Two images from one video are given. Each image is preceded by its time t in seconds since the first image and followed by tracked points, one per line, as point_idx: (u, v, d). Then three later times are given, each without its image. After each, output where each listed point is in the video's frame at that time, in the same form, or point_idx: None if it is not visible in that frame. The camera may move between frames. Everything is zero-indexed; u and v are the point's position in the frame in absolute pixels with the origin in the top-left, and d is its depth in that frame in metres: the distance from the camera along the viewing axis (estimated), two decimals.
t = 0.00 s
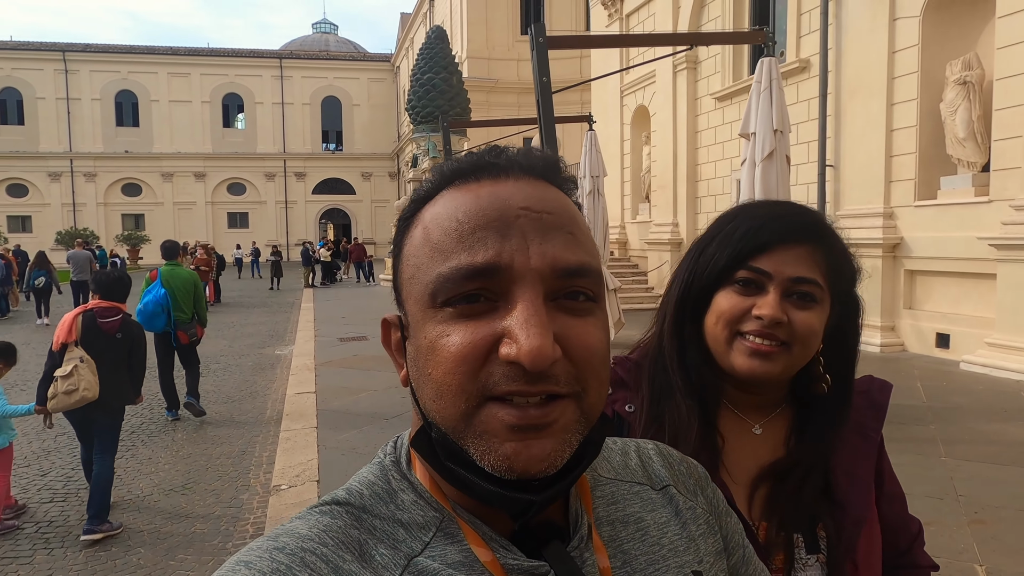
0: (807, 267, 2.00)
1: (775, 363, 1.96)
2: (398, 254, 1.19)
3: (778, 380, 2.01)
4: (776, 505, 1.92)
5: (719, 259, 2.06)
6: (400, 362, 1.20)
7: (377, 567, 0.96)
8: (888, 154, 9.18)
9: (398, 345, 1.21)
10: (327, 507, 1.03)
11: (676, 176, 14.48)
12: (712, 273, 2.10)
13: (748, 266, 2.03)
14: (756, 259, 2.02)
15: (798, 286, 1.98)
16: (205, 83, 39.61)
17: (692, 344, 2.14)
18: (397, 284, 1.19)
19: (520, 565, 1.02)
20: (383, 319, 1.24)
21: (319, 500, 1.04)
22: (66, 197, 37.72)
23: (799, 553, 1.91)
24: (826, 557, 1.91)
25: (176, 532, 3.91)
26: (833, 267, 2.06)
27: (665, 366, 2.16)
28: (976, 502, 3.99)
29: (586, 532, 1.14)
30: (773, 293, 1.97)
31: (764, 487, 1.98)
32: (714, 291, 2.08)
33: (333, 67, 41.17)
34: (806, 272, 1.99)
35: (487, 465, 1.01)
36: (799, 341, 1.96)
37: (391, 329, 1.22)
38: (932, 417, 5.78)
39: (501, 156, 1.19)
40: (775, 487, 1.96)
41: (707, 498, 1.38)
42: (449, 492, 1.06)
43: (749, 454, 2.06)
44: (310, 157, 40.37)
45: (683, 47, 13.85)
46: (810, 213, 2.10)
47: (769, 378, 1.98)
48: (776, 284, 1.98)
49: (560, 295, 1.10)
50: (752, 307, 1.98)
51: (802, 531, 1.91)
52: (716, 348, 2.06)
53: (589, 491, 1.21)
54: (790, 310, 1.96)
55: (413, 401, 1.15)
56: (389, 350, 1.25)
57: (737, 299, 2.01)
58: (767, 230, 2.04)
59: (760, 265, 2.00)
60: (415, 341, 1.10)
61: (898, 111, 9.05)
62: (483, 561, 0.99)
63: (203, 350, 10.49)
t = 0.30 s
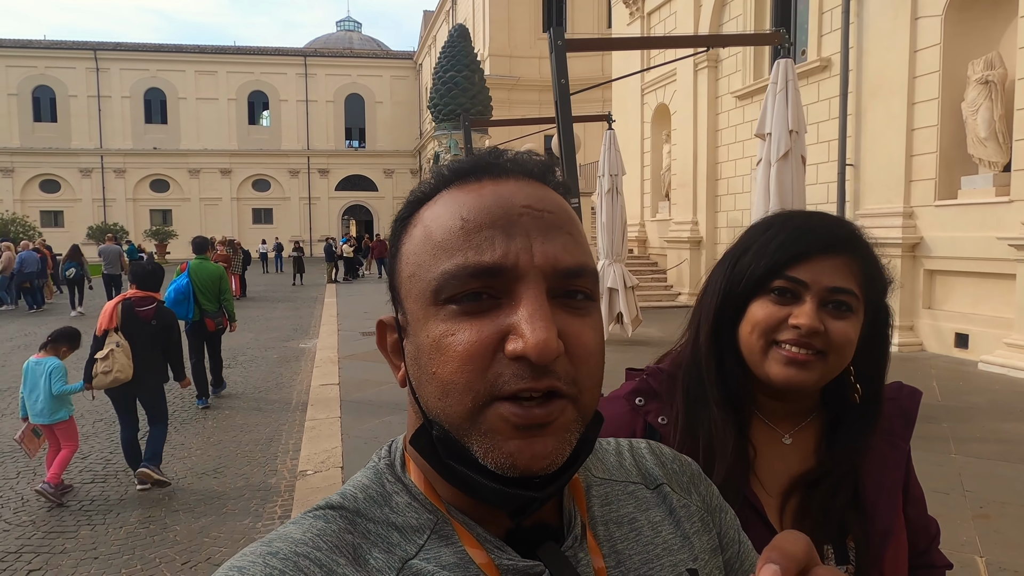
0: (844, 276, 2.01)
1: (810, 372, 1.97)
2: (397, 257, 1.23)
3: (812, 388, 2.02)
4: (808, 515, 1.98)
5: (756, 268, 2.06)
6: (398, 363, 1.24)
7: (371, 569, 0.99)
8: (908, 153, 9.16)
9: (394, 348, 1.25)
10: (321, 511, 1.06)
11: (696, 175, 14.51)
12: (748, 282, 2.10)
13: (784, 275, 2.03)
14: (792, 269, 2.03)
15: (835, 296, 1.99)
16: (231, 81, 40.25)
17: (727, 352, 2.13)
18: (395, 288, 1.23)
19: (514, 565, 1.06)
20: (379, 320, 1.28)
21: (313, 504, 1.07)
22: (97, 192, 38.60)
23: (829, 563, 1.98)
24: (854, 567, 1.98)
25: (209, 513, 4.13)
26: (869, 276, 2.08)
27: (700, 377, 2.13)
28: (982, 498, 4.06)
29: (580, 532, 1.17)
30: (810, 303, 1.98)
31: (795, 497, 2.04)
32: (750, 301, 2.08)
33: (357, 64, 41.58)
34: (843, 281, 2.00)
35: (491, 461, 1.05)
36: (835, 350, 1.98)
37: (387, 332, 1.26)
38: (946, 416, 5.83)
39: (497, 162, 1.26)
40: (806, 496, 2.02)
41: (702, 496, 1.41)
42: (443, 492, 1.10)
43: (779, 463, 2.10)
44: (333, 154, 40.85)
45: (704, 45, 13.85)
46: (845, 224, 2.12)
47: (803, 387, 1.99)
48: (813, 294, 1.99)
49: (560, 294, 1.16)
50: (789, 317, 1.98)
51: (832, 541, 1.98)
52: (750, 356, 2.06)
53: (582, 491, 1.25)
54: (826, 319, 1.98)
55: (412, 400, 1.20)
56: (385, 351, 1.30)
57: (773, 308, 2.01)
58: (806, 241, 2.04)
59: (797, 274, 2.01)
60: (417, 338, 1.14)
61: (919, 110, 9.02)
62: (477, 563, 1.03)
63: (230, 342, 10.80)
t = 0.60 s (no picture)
0: (816, 251, 2.05)
1: (804, 351, 1.98)
2: (382, 264, 1.21)
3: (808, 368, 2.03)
4: (840, 496, 1.96)
5: (728, 260, 2.09)
6: (386, 374, 1.20)
7: None
8: (914, 135, 9.20)
9: (381, 357, 1.21)
10: (309, 523, 1.04)
11: (704, 160, 14.56)
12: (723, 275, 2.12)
13: (756, 264, 2.06)
14: (762, 258, 2.06)
15: (808, 273, 2.01)
16: (239, 78, 40.49)
17: (720, 349, 2.12)
18: (381, 296, 1.20)
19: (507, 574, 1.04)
20: (365, 332, 1.24)
21: (300, 516, 1.05)
22: (111, 193, 39.07)
23: (870, 543, 1.96)
24: (894, 540, 1.99)
25: (239, 498, 4.35)
26: (836, 250, 2.11)
27: (703, 377, 2.09)
28: (980, 471, 4.20)
29: (571, 539, 1.15)
30: (786, 285, 2.00)
31: (820, 480, 2.01)
32: (728, 294, 2.10)
33: (363, 58, 41.70)
34: (812, 257, 2.02)
35: (492, 463, 1.02)
36: (822, 326, 1.98)
37: (373, 342, 1.22)
38: (951, 394, 5.96)
39: (479, 163, 1.25)
40: (830, 478, 2.00)
41: (696, 507, 1.39)
42: (434, 501, 1.08)
43: (798, 451, 2.08)
44: (342, 148, 41.08)
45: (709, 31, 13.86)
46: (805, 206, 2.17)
47: (800, 367, 1.99)
48: (786, 275, 2.01)
49: (553, 289, 1.15)
50: (769, 302, 1.99)
51: (868, 520, 1.97)
52: (744, 350, 2.05)
53: (574, 500, 1.22)
54: (805, 297, 1.99)
55: (403, 409, 1.16)
56: (372, 366, 1.26)
57: (753, 297, 2.03)
58: (767, 228, 2.08)
59: (768, 261, 2.04)
60: (407, 343, 1.11)
61: (924, 92, 9.05)
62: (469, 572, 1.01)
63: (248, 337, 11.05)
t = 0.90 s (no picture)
0: (822, 263, 2.09)
1: (805, 355, 2.04)
2: (393, 258, 1.23)
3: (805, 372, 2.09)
4: (829, 494, 2.06)
5: (737, 261, 2.14)
6: (397, 369, 1.24)
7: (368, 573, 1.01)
8: (889, 146, 9.46)
9: (392, 353, 1.25)
10: (319, 512, 1.08)
11: (687, 172, 14.81)
12: (730, 276, 2.17)
13: (764, 266, 2.11)
14: (771, 258, 2.11)
15: (816, 278, 2.07)
16: (227, 93, 40.58)
17: (721, 347, 2.19)
18: (391, 293, 1.23)
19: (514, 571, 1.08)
20: (375, 325, 1.27)
21: (309, 505, 1.08)
22: (97, 208, 38.93)
23: (857, 538, 2.07)
24: (879, 534, 2.10)
25: (231, 506, 4.44)
26: (841, 256, 2.17)
27: (702, 376, 2.14)
28: (949, 469, 4.36)
29: (580, 537, 1.19)
30: (793, 289, 2.06)
31: (809, 477, 2.12)
32: (734, 296, 2.15)
33: (351, 73, 41.92)
34: (820, 264, 2.08)
35: (502, 470, 1.06)
36: (824, 331, 2.04)
37: (383, 337, 1.26)
38: (925, 396, 6.14)
39: (495, 157, 1.25)
40: (820, 477, 2.11)
41: (699, 506, 1.45)
42: (442, 495, 1.12)
43: (789, 449, 2.17)
44: (331, 163, 41.18)
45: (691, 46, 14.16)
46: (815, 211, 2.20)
47: (800, 371, 2.06)
48: (794, 279, 2.07)
49: (566, 297, 1.17)
50: (775, 305, 2.05)
51: (856, 517, 2.07)
52: (743, 349, 2.12)
53: (584, 495, 1.26)
54: (811, 301, 2.05)
55: (413, 406, 1.19)
56: (381, 357, 1.29)
57: (759, 299, 2.09)
58: (779, 228, 2.12)
59: (777, 263, 2.09)
60: (418, 346, 1.13)
61: (898, 104, 9.32)
62: (477, 570, 1.04)
63: (238, 350, 11.11)
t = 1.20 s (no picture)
0: (806, 275, 2.12)
1: (790, 373, 2.06)
2: (397, 262, 1.24)
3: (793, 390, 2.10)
4: (809, 523, 2.03)
5: (722, 279, 2.18)
6: (402, 374, 1.25)
7: None
8: (863, 161, 9.69)
9: (398, 358, 1.26)
10: (324, 513, 1.09)
11: (670, 187, 15.03)
12: (716, 293, 2.21)
13: (749, 282, 2.15)
14: (755, 275, 2.15)
15: (800, 295, 2.10)
16: (216, 109, 40.70)
17: (706, 366, 2.22)
18: (396, 298, 1.24)
19: None
20: (381, 331, 1.28)
21: (314, 507, 1.09)
22: (84, 224, 38.81)
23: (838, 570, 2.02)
24: (864, 569, 2.04)
25: (211, 517, 4.49)
26: (830, 273, 2.20)
27: (685, 395, 2.20)
28: (914, 474, 4.50)
29: (588, 553, 1.18)
30: (777, 304, 2.09)
31: (794, 505, 2.09)
32: (720, 311, 2.19)
33: (340, 89, 42.18)
34: (807, 279, 2.11)
35: (505, 475, 1.06)
36: (811, 348, 2.07)
37: (390, 343, 1.27)
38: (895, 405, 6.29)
39: (496, 159, 1.27)
40: (804, 505, 2.08)
41: (717, 528, 1.45)
42: (448, 503, 1.13)
43: (775, 474, 2.16)
44: (319, 178, 41.29)
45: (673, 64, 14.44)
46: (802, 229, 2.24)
47: (784, 389, 2.08)
48: (779, 295, 2.10)
49: (569, 295, 1.18)
50: (759, 320, 2.09)
51: (839, 548, 2.02)
52: (729, 366, 2.15)
53: (594, 507, 1.27)
54: (796, 318, 2.08)
55: (418, 411, 1.20)
56: (388, 363, 1.30)
57: (744, 314, 2.12)
58: (763, 246, 2.17)
59: (761, 279, 2.13)
60: (421, 349, 1.14)
61: (871, 121, 9.56)
62: None
63: (223, 364, 11.15)
